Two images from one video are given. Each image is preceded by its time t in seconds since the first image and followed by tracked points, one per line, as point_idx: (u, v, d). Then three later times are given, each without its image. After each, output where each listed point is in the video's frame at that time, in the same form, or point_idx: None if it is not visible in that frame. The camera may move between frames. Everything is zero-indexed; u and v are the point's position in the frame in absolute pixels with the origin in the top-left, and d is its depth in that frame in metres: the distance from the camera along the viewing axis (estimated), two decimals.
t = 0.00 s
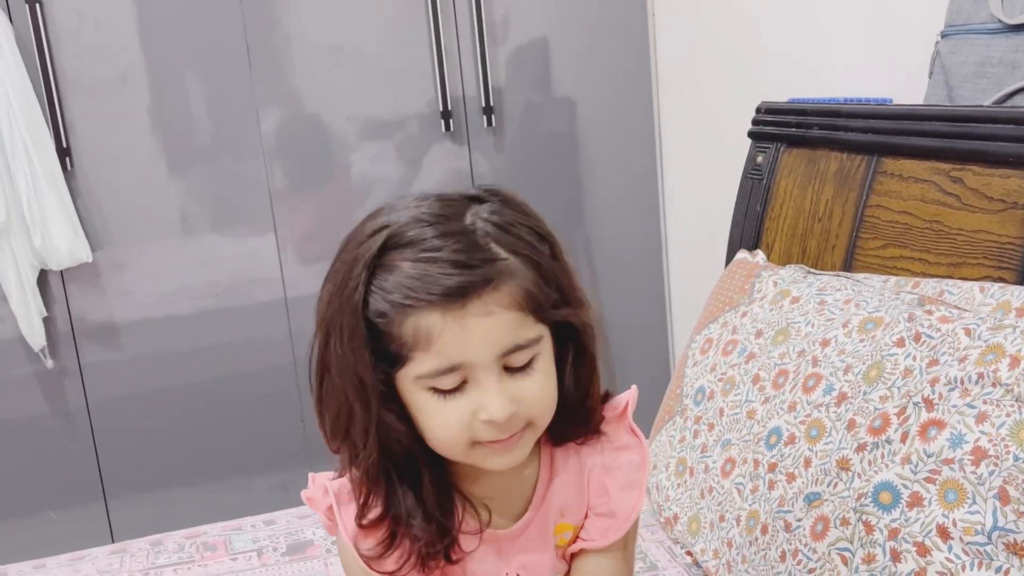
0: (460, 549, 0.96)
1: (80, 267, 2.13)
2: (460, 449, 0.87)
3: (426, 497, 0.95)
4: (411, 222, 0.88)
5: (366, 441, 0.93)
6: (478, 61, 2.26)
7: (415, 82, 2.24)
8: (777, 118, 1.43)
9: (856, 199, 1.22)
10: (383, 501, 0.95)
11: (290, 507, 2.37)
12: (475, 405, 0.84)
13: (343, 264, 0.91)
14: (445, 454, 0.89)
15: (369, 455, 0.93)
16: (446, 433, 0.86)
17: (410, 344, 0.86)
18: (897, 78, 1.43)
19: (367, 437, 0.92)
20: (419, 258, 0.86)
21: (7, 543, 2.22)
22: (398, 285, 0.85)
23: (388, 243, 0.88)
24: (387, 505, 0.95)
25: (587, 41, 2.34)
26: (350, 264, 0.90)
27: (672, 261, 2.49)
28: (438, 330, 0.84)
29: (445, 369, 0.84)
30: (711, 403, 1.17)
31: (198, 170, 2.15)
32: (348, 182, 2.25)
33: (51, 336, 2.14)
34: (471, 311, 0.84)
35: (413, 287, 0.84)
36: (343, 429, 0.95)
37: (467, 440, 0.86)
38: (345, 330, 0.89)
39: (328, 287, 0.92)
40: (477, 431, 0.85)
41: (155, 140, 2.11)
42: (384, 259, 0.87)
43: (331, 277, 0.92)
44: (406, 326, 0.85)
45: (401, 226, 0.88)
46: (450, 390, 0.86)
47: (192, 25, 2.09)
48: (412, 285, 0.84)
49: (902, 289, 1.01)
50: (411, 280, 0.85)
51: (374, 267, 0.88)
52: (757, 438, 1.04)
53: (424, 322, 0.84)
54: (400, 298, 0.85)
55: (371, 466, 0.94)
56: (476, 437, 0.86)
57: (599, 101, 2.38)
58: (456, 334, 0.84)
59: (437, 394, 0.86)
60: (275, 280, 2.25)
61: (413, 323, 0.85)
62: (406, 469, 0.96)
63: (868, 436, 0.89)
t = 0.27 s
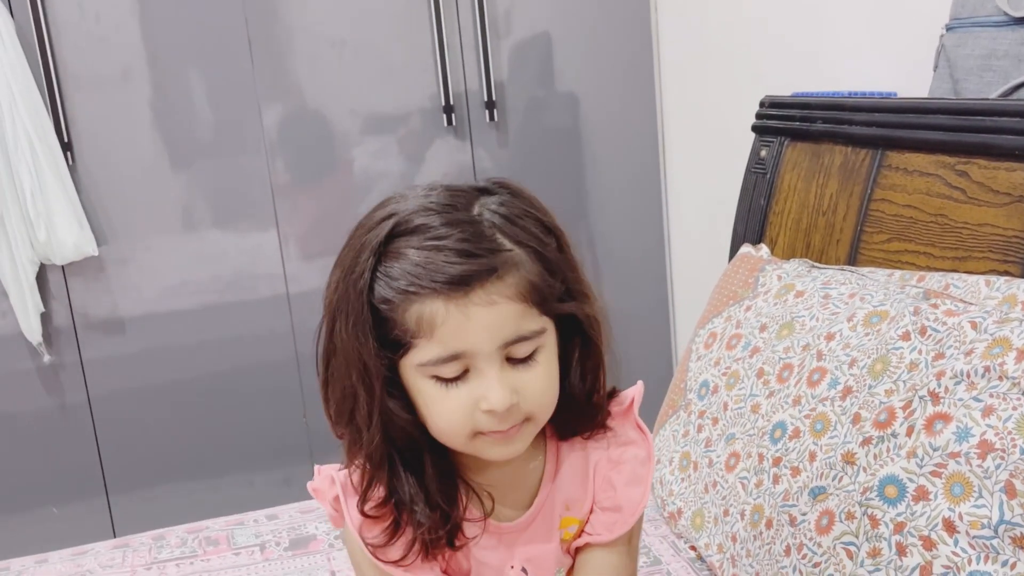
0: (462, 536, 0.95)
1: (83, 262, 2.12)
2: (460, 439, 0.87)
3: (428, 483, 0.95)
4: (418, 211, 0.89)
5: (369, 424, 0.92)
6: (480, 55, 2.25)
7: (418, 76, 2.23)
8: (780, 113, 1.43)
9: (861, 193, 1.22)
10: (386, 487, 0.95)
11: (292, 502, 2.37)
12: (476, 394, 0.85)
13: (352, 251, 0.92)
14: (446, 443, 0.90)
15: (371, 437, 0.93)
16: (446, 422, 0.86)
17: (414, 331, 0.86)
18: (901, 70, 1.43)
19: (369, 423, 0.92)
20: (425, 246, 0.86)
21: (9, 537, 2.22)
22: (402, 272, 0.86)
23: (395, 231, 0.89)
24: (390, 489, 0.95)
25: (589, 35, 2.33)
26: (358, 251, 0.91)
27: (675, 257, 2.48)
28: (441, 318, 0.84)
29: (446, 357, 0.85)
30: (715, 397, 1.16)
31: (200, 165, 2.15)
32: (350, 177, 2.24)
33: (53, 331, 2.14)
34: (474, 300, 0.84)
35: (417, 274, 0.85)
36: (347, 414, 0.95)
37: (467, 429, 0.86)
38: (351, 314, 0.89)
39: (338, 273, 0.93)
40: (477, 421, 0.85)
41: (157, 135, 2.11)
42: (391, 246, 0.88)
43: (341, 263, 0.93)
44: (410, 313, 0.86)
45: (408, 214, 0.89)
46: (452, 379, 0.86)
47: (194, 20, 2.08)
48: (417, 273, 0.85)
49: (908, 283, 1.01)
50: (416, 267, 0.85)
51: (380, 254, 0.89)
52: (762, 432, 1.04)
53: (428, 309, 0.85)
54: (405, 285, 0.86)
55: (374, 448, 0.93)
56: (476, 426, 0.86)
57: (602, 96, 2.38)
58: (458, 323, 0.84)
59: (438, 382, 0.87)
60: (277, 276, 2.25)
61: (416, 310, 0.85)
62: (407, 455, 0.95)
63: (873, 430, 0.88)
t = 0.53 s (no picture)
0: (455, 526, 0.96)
1: (82, 259, 2.12)
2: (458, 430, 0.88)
3: (424, 472, 0.96)
4: (431, 203, 0.90)
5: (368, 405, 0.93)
6: (480, 52, 2.25)
7: (417, 73, 2.23)
8: (781, 109, 1.43)
9: (861, 189, 1.22)
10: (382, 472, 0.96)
11: (292, 499, 2.38)
12: (475, 388, 0.85)
13: (363, 238, 0.93)
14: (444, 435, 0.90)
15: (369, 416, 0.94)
16: (444, 414, 0.87)
17: (416, 322, 0.87)
18: (901, 67, 1.42)
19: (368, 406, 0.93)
20: (433, 238, 0.87)
21: (9, 534, 2.22)
22: (410, 262, 0.87)
23: (407, 221, 0.90)
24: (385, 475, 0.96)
25: (589, 32, 2.33)
26: (369, 239, 0.92)
27: (675, 253, 2.48)
28: (443, 311, 0.85)
29: (448, 349, 0.85)
30: (715, 394, 1.17)
31: (200, 162, 2.14)
32: (350, 174, 2.24)
33: (53, 328, 2.14)
34: (478, 294, 0.85)
35: (423, 264, 0.86)
36: (350, 397, 0.96)
37: (464, 423, 0.87)
38: (358, 298, 0.90)
39: (348, 259, 0.94)
40: (475, 415, 0.86)
41: (156, 132, 2.10)
42: (401, 236, 0.89)
43: (352, 250, 0.94)
44: (414, 304, 0.87)
45: (421, 205, 0.90)
46: (452, 372, 0.87)
47: (193, 16, 2.08)
48: (424, 264, 0.86)
49: (908, 279, 1.01)
50: (423, 258, 0.86)
51: (390, 243, 0.89)
52: (762, 428, 1.04)
53: (432, 300, 0.85)
54: (412, 275, 0.86)
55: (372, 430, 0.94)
56: (474, 420, 0.86)
57: (602, 92, 2.37)
58: (461, 316, 0.85)
59: (439, 374, 0.87)
60: (277, 272, 2.24)
61: (421, 301, 0.86)
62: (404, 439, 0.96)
63: (874, 426, 0.88)
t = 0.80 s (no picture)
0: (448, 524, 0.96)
1: (80, 257, 2.12)
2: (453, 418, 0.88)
3: (422, 466, 0.96)
4: (427, 194, 0.91)
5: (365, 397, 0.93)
6: (478, 49, 2.25)
7: (415, 70, 2.23)
8: (779, 106, 1.43)
9: (859, 187, 1.22)
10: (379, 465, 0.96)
11: (290, 497, 2.38)
12: (471, 377, 0.85)
13: (360, 231, 0.93)
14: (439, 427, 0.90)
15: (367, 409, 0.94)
16: (439, 402, 0.87)
17: (413, 311, 0.87)
18: (899, 65, 1.42)
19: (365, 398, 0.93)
20: (430, 227, 0.88)
21: (7, 532, 2.22)
22: (407, 251, 0.87)
23: (403, 212, 0.90)
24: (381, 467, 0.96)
25: (587, 30, 2.33)
26: (365, 231, 0.92)
27: (673, 251, 2.48)
28: (440, 298, 0.85)
29: (444, 336, 0.86)
30: (713, 391, 1.17)
31: (198, 160, 2.14)
32: (348, 172, 2.24)
33: (51, 326, 2.13)
34: (476, 281, 0.85)
35: (419, 252, 0.87)
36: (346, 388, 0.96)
37: (460, 412, 0.87)
38: (355, 288, 0.91)
39: (345, 253, 0.95)
40: (470, 404, 0.86)
41: (154, 130, 2.10)
42: (398, 226, 0.90)
43: (349, 243, 0.94)
44: (410, 292, 0.87)
45: (417, 196, 0.91)
46: (448, 361, 0.87)
47: (191, 14, 2.08)
48: (421, 252, 0.86)
49: (906, 277, 1.01)
50: (421, 246, 0.87)
51: (386, 233, 0.90)
52: (760, 426, 1.04)
53: (429, 287, 0.86)
54: (408, 264, 0.87)
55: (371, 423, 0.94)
56: (469, 408, 0.86)
57: (600, 90, 2.37)
58: (457, 303, 0.85)
59: (435, 363, 0.87)
60: (275, 270, 2.24)
61: (418, 289, 0.86)
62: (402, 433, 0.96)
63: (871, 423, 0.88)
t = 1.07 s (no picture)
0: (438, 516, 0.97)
1: (79, 257, 2.12)
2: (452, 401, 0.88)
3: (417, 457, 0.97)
4: (434, 181, 0.92)
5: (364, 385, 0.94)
6: (476, 48, 2.25)
7: (413, 69, 2.23)
8: (777, 105, 1.43)
9: (857, 186, 1.22)
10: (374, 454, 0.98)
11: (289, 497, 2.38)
12: (472, 367, 0.86)
13: (364, 217, 0.94)
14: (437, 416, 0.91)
15: (364, 396, 0.95)
16: (438, 391, 0.88)
17: (416, 298, 0.88)
18: (897, 63, 1.42)
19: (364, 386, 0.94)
20: (436, 214, 0.89)
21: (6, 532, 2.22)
22: (413, 237, 0.88)
23: (410, 197, 0.91)
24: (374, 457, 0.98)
25: (585, 28, 2.33)
26: (370, 215, 0.93)
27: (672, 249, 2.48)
28: (444, 286, 0.86)
29: (445, 326, 0.87)
30: (712, 390, 1.17)
31: (196, 159, 2.14)
32: (346, 171, 2.24)
33: (49, 326, 2.13)
34: (481, 271, 0.86)
35: (425, 239, 0.87)
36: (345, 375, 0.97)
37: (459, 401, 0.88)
38: (357, 273, 0.91)
39: (347, 236, 0.95)
40: (471, 393, 0.87)
41: (152, 129, 2.10)
42: (403, 212, 0.90)
43: (352, 227, 0.95)
44: (414, 280, 0.88)
45: (423, 182, 0.92)
46: (449, 350, 0.88)
47: (189, 13, 2.08)
48: (427, 239, 0.87)
49: (904, 276, 1.01)
50: (427, 233, 0.88)
51: (391, 218, 0.91)
52: (758, 425, 1.04)
53: (433, 276, 0.87)
54: (414, 251, 0.88)
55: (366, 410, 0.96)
56: (469, 397, 0.87)
57: (598, 89, 2.37)
58: (462, 292, 0.86)
59: (436, 352, 0.88)
60: (273, 270, 2.24)
61: (422, 277, 0.87)
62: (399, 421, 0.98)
63: (870, 423, 0.89)
